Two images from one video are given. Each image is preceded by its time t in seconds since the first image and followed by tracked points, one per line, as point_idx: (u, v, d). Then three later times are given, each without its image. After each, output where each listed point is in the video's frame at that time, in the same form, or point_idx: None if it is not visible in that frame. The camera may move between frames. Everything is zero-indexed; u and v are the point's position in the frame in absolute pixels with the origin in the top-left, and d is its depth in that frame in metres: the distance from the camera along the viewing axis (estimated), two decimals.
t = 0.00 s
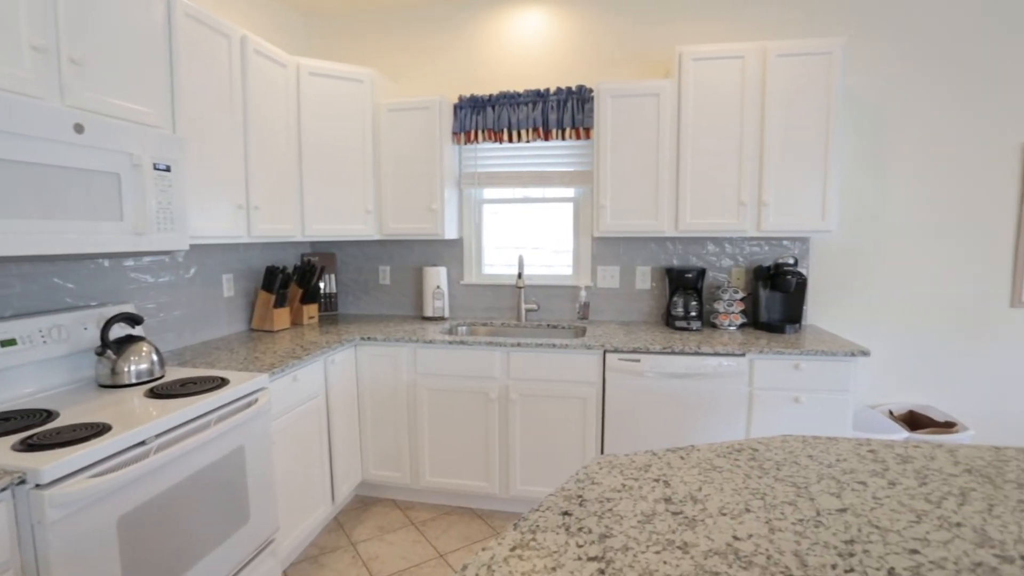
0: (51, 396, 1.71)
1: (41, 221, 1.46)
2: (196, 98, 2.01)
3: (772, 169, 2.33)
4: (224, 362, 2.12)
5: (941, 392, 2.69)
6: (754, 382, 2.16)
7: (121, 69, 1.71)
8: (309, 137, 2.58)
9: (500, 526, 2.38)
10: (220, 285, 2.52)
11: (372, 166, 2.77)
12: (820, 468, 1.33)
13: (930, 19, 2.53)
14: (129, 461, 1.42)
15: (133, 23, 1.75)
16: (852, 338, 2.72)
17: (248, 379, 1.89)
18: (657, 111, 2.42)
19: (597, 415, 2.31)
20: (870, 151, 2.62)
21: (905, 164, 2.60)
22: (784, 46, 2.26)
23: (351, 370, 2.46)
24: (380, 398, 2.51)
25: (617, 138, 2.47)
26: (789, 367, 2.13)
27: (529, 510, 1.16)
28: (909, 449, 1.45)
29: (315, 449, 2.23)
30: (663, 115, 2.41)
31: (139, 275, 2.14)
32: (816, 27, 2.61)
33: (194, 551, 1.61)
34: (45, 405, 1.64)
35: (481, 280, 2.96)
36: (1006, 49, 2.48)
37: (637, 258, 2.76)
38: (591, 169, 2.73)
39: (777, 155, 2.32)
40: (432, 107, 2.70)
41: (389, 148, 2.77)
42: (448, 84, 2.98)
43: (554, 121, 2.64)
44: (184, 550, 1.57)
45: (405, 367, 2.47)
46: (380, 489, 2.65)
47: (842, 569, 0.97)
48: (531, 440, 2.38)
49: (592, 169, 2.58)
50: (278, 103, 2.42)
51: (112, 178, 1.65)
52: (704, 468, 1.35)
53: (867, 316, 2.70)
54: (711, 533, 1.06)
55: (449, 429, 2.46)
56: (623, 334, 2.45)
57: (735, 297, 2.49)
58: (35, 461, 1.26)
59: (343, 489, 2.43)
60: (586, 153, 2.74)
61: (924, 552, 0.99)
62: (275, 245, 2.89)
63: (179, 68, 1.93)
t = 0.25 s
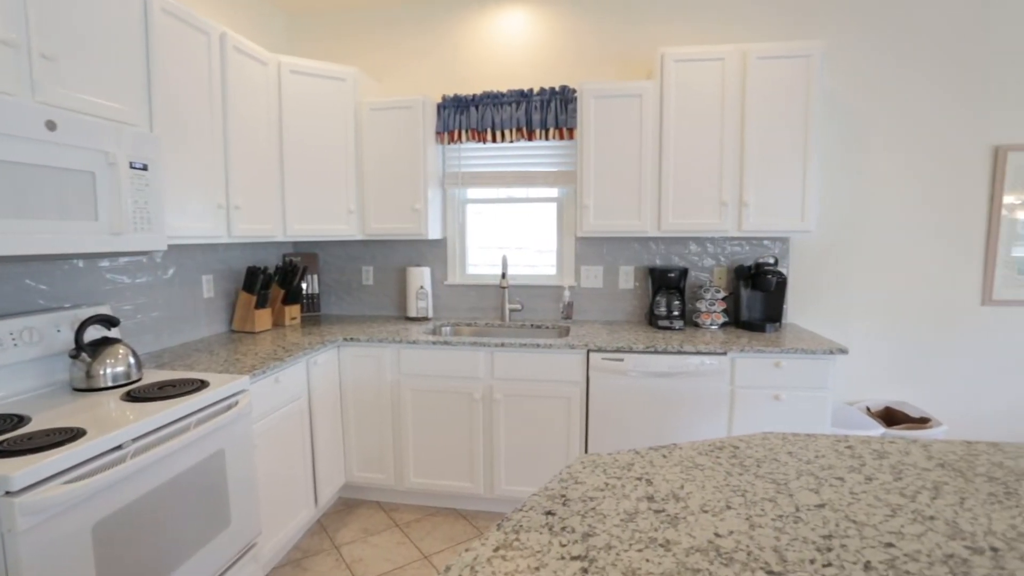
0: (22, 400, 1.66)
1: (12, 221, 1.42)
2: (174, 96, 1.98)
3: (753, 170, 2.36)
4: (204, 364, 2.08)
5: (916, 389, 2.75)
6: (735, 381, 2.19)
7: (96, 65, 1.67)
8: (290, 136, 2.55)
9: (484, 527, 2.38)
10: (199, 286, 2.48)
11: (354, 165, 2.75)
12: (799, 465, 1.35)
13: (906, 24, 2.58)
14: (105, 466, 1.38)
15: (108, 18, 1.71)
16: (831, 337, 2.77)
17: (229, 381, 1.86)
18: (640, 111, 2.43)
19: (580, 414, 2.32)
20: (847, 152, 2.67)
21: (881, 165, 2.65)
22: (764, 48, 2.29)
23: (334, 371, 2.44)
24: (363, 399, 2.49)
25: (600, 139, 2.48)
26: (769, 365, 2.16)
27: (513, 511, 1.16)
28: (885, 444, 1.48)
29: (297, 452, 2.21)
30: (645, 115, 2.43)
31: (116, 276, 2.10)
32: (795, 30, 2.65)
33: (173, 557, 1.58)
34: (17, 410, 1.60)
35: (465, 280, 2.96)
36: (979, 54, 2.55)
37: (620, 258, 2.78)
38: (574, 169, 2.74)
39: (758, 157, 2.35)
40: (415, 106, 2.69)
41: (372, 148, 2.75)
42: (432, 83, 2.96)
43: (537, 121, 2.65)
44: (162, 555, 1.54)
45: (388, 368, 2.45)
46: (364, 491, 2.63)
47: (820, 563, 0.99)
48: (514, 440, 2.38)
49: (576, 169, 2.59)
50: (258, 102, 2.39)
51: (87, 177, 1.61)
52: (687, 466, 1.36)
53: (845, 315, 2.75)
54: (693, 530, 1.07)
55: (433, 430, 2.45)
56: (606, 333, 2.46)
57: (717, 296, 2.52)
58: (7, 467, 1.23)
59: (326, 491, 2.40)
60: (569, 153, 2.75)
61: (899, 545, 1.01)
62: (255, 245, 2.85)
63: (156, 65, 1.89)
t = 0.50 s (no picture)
0: None
1: None
2: (152, 93, 1.94)
3: (734, 171, 2.39)
4: (182, 367, 2.04)
5: (892, 385, 2.81)
6: (717, 379, 2.21)
7: (69, 61, 1.63)
8: (271, 134, 2.52)
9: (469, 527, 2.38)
10: (177, 287, 2.44)
11: (336, 164, 2.73)
12: (779, 462, 1.37)
13: (882, 28, 2.63)
14: (80, 472, 1.35)
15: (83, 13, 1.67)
16: (810, 335, 2.81)
17: (208, 383, 1.83)
18: (623, 112, 2.45)
19: (564, 414, 2.32)
20: (826, 154, 2.72)
21: (859, 166, 2.70)
22: (744, 51, 2.32)
23: (317, 372, 2.42)
24: (346, 401, 2.47)
25: (583, 139, 2.49)
26: (750, 364, 2.19)
27: (496, 511, 1.16)
28: (862, 441, 1.50)
29: (279, 455, 2.18)
30: (628, 116, 2.44)
31: (91, 276, 2.05)
32: (775, 33, 2.69)
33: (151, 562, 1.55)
34: None
35: (449, 280, 2.95)
36: (952, 59, 2.61)
37: (604, 258, 2.79)
38: (557, 169, 2.75)
39: (739, 158, 2.38)
40: (398, 105, 2.67)
41: (354, 147, 2.73)
42: (415, 83, 2.95)
43: (521, 121, 2.65)
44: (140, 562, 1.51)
45: (372, 369, 2.44)
46: (347, 493, 2.61)
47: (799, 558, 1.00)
48: (499, 440, 2.38)
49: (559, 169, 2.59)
50: (238, 100, 2.36)
51: (60, 175, 1.57)
52: (669, 464, 1.37)
53: (824, 313, 2.79)
54: (675, 528, 1.08)
55: (417, 431, 2.44)
56: (590, 333, 2.47)
57: (699, 296, 2.54)
58: None
59: (309, 494, 2.38)
60: (553, 153, 2.76)
61: (875, 539, 1.03)
62: (236, 245, 2.81)
63: (132, 61, 1.85)
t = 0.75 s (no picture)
0: None
1: None
2: (127, 90, 1.90)
3: (715, 172, 2.42)
4: (158, 369, 2.00)
5: (869, 382, 2.86)
6: (699, 378, 2.24)
7: (42, 56, 1.58)
8: (251, 133, 2.48)
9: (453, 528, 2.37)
10: (154, 288, 2.39)
11: (318, 164, 2.70)
12: (759, 459, 1.39)
13: (859, 32, 2.68)
14: (54, 478, 1.32)
15: (55, 7, 1.62)
16: (789, 333, 2.86)
17: (186, 386, 1.79)
18: (606, 112, 2.46)
19: (548, 413, 2.33)
20: (805, 155, 2.76)
21: (837, 167, 2.75)
22: (725, 53, 2.35)
23: (299, 374, 2.39)
24: (329, 402, 2.45)
25: (566, 139, 2.50)
26: (731, 362, 2.22)
27: (480, 512, 1.15)
28: (840, 437, 1.53)
29: (260, 458, 2.15)
30: (611, 117, 2.46)
31: (65, 278, 2.00)
32: (755, 36, 2.72)
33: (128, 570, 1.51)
34: None
35: (432, 280, 2.94)
36: (926, 63, 2.67)
37: (587, 258, 2.81)
38: (541, 169, 2.75)
39: (720, 160, 2.41)
40: (381, 105, 2.65)
41: (336, 146, 2.71)
42: (397, 82, 2.94)
43: (504, 121, 2.65)
44: (117, 569, 1.48)
45: (355, 370, 2.42)
46: (330, 495, 2.58)
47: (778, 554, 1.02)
48: (483, 440, 2.38)
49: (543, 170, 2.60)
50: (217, 99, 2.32)
51: (31, 173, 1.52)
52: (652, 463, 1.38)
53: (803, 312, 2.84)
54: (656, 526, 1.09)
55: (401, 433, 2.43)
56: (573, 332, 2.48)
57: (681, 295, 2.57)
58: None
59: (291, 498, 2.35)
60: (536, 153, 2.76)
61: (852, 533, 1.05)
62: (215, 245, 2.76)
63: (108, 57, 1.81)
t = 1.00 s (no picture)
0: None
1: None
2: (102, 87, 1.86)
3: (696, 173, 2.45)
4: (134, 372, 1.96)
5: (847, 380, 2.92)
6: (681, 376, 2.26)
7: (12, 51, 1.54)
8: (230, 131, 2.45)
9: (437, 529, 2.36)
10: (130, 289, 2.34)
11: (300, 163, 2.67)
12: (739, 456, 1.41)
13: (837, 36, 2.73)
14: (26, 485, 1.28)
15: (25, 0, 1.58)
16: (769, 332, 2.90)
17: (163, 389, 1.76)
18: (589, 112, 2.47)
19: (532, 413, 2.33)
20: (784, 156, 2.80)
21: (815, 168, 2.80)
22: (706, 55, 2.37)
23: (280, 375, 2.36)
24: (311, 404, 2.43)
25: (549, 139, 2.51)
26: (713, 361, 2.25)
27: (463, 512, 1.15)
28: (818, 433, 1.56)
29: (240, 461, 2.12)
30: (593, 117, 2.47)
31: (38, 279, 1.95)
32: (736, 38, 2.76)
33: None
34: None
35: (415, 280, 2.93)
36: (900, 67, 2.73)
37: (571, 258, 2.82)
38: (524, 169, 2.76)
39: (701, 161, 2.44)
40: (363, 104, 2.64)
41: (318, 145, 2.68)
42: (380, 81, 2.92)
43: (487, 121, 2.65)
44: None
45: (337, 371, 2.40)
46: (312, 498, 2.56)
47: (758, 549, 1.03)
48: (467, 440, 2.38)
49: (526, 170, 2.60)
50: (195, 96, 2.29)
51: None
52: (635, 462, 1.39)
53: (782, 311, 2.88)
54: (639, 524, 1.10)
55: (384, 434, 2.42)
56: (556, 332, 2.49)
57: (663, 295, 2.59)
58: None
59: (273, 501, 2.33)
60: (519, 154, 2.76)
61: (830, 527, 1.06)
62: (194, 245, 2.72)
63: (80, 53, 1.77)
